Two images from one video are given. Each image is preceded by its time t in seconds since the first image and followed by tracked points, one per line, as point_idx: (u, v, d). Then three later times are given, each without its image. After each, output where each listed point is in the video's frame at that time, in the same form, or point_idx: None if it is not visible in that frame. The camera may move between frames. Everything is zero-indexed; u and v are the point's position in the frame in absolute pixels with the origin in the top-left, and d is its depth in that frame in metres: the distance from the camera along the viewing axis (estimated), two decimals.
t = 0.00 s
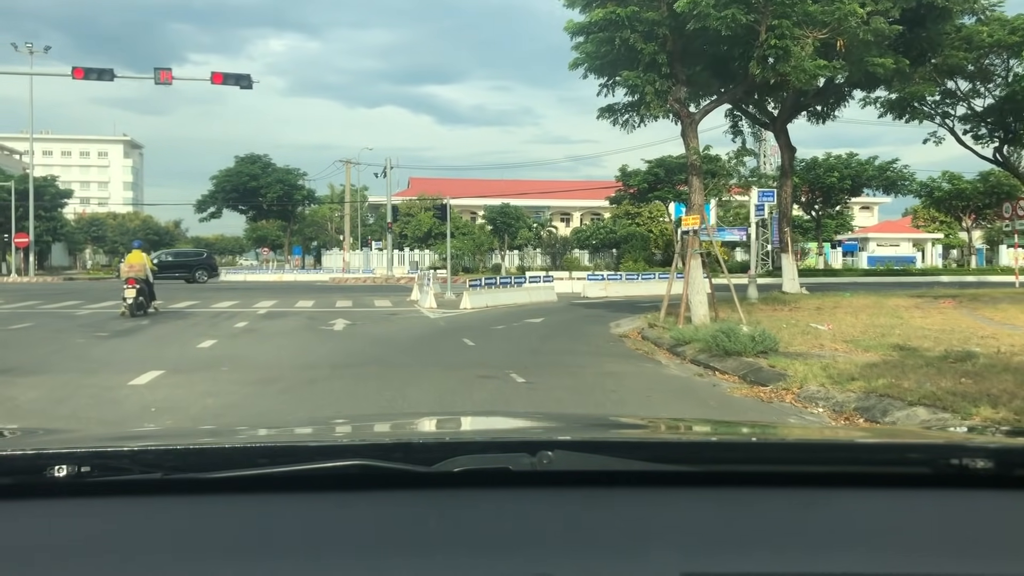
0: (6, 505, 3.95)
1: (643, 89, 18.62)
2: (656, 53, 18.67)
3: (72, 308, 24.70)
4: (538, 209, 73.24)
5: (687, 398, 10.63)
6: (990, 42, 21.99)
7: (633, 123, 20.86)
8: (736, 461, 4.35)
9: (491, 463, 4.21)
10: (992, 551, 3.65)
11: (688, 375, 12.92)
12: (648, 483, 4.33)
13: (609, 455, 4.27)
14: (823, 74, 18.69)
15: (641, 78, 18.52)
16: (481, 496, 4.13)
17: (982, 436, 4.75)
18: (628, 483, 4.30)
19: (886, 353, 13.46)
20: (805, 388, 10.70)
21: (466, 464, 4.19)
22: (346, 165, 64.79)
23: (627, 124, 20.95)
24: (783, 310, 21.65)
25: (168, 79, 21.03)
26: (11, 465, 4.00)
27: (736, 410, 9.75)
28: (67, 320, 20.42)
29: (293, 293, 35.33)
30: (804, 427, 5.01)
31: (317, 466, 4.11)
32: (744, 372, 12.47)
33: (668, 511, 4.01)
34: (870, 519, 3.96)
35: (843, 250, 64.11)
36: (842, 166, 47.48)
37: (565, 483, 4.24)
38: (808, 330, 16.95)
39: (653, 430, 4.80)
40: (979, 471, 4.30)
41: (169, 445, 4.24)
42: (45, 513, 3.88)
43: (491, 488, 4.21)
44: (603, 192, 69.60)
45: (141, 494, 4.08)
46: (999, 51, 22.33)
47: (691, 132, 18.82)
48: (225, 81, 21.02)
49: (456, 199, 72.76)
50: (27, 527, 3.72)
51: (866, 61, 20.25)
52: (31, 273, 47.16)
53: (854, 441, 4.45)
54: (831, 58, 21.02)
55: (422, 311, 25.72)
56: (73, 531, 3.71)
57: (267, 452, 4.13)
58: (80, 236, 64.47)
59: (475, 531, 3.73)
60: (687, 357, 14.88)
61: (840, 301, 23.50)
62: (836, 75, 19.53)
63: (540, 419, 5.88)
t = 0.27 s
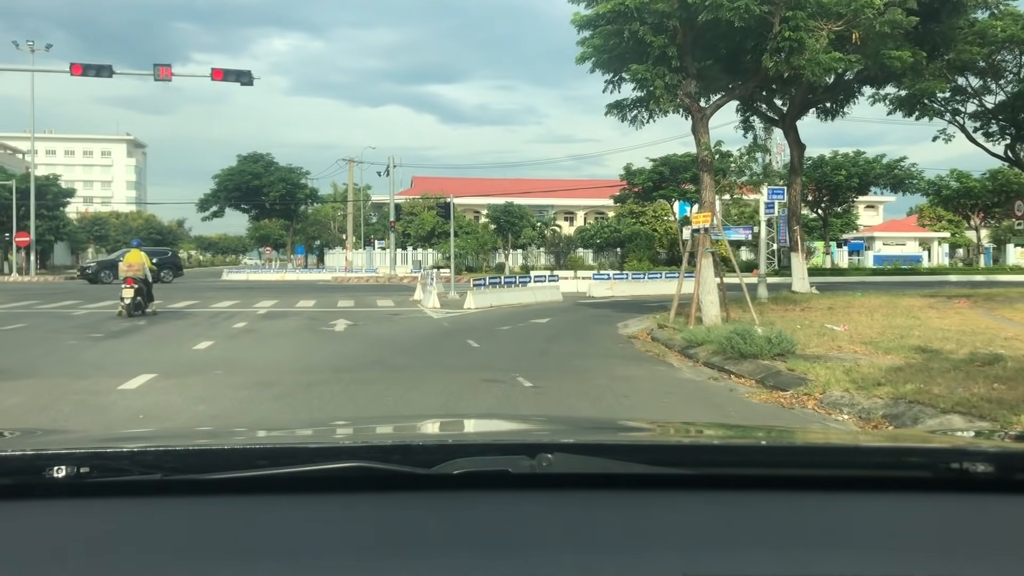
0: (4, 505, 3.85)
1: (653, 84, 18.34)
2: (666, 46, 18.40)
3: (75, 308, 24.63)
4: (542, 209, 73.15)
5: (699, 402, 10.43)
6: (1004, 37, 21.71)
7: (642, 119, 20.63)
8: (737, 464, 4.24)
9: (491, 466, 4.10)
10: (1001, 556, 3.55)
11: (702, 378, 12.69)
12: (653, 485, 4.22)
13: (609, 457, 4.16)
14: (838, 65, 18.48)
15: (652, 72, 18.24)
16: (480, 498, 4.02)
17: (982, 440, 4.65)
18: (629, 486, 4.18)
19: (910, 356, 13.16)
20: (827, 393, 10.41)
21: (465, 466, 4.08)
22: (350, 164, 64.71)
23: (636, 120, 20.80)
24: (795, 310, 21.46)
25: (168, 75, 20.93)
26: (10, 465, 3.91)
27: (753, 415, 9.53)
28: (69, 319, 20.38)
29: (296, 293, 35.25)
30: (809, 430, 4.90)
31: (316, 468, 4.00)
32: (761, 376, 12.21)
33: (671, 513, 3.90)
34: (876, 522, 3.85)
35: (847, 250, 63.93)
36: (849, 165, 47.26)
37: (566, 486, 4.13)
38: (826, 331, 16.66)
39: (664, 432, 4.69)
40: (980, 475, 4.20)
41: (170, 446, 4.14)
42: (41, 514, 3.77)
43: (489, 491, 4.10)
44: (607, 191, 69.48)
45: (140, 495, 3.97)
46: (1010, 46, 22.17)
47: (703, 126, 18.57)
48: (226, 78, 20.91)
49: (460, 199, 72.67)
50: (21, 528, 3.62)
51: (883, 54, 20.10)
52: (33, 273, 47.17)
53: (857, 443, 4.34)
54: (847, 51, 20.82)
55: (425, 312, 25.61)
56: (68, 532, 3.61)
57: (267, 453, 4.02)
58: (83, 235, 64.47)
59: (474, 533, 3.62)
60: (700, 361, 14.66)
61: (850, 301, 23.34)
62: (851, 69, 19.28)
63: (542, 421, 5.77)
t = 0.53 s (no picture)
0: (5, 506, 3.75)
1: (663, 78, 18.09)
2: (677, 39, 18.12)
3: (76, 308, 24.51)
4: (545, 208, 73.09)
5: (713, 407, 10.26)
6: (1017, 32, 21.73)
7: (651, 115, 20.52)
8: (736, 463, 4.14)
9: (492, 464, 3.99)
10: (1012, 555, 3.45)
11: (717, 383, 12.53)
12: (656, 484, 4.11)
13: (610, 456, 4.05)
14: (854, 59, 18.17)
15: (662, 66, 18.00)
16: (481, 497, 3.92)
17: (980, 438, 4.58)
18: (632, 485, 4.07)
19: (936, 360, 12.94)
20: (852, 400, 10.18)
21: (466, 465, 3.98)
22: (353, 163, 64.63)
23: (644, 115, 20.68)
24: (805, 310, 21.28)
25: (168, 72, 20.85)
26: (11, 465, 3.81)
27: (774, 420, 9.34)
28: (70, 320, 20.26)
29: (298, 292, 35.12)
30: (816, 428, 4.79)
31: (317, 467, 3.90)
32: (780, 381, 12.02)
33: (676, 512, 3.79)
34: (882, 521, 3.75)
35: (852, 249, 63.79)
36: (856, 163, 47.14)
37: (568, 485, 4.02)
38: (843, 333, 16.46)
39: (673, 431, 4.58)
40: (981, 473, 4.11)
41: (171, 446, 4.03)
42: (39, 514, 3.66)
43: (491, 490, 3.99)
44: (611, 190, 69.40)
45: (140, 495, 3.87)
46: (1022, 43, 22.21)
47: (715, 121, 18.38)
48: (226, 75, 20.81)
49: (463, 198, 72.59)
50: (19, 528, 3.52)
51: (902, 47, 19.97)
52: (36, 272, 47.10)
53: (859, 441, 4.25)
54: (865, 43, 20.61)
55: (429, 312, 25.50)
56: (64, 531, 3.51)
57: (268, 452, 3.92)
58: (85, 235, 64.40)
59: (475, 531, 3.52)
60: (714, 363, 14.50)
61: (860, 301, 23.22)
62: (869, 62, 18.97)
63: (546, 420, 5.66)
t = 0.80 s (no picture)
0: (7, 505, 3.64)
1: (676, 71, 17.82)
2: (689, 31, 17.80)
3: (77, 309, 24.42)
4: (549, 208, 72.94)
5: (731, 413, 10.08)
6: None
7: (661, 109, 20.41)
8: (733, 462, 4.02)
9: (493, 464, 3.87)
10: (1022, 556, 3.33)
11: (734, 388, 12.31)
12: (658, 484, 3.98)
13: (609, 455, 3.93)
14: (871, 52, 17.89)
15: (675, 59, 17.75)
16: (482, 497, 3.79)
17: (979, 438, 4.46)
18: (634, 485, 3.95)
19: (964, 366, 12.70)
20: (881, 407, 9.92)
21: (466, 464, 3.86)
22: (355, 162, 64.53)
23: (654, 110, 20.58)
24: (818, 311, 21.17)
25: (166, 69, 20.75)
26: (12, 464, 3.70)
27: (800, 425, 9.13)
28: (68, 320, 20.15)
29: (301, 293, 35.00)
30: (827, 428, 4.66)
31: (318, 467, 3.78)
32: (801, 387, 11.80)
33: (680, 511, 3.67)
34: (887, 520, 3.63)
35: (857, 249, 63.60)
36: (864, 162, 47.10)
37: (570, 485, 3.90)
38: (861, 336, 16.25)
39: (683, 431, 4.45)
40: (980, 472, 3.98)
41: (173, 445, 3.92)
42: (38, 513, 3.55)
43: (491, 490, 3.87)
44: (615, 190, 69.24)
45: (141, 495, 3.76)
46: None
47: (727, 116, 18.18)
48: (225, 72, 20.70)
49: (467, 198, 72.46)
50: (16, 527, 3.41)
51: (923, 41, 19.87)
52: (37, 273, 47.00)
53: (858, 440, 4.14)
54: (883, 36, 20.39)
55: (432, 312, 25.35)
56: (59, 531, 3.39)
57: (269, 451, 3.81)
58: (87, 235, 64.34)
59: (475, 531, 3.41)
60: (730, 367, 14.30)
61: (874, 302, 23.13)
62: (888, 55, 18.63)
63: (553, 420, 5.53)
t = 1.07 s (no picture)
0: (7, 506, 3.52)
1: (687, 64, 17.68)
2: (701, 23, 17.67)
3: (77, 309, 24.31)
4: (553, 208, 72.81)
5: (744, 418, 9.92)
6: None
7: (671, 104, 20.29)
8: (731, 461, 3.88)
9: (494, 463, 3.75)
10: None
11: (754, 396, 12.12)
12: (658, 484, 3.85)
13: (608, 454, 3.80)
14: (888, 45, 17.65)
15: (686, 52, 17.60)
16: (482, 497, 3.67)
17: (983, 437, 4.32)
18: (635, 485, 3.82)
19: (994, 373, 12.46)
20: (913, 417, 9.66)
21: (467, 464, 3.74)
22: (358, 162, 64.40)
23: (664, 105, 20.49)
24: (831, 313, 20.98)
25: (164, 65, 20.64)
26: (13, 463, 3.59)
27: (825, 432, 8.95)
28: (66, 321, 20.02)
29: (302, 293, 34.90)
30: (841, 429, 4.52)
31: (318, 467, 3.65)
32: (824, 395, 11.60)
33: (685, 511, 3.54)
34: (894, 521, 3.50)
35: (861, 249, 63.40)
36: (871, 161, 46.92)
37: (571, 485, 3.77)
38: (881, 339, 16.04)
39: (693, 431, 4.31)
40: (981, 472, 3.86)
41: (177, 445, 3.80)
42: (37, 513, 3.43)
43: (491, 491, 3.75)
44: (619, 190, 69.12)
45: (142, 496, 3.63)
46: None
47: (738, 110, 17.96)
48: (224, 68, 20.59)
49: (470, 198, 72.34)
50: (17, 527, 3.29)
51: (943, 31, 19.60)
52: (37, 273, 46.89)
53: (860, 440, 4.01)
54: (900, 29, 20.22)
55: (435, 312, 25.22)
56: (54, 531, 3.27)
57: (270, 450, 3.68)
58: (89, 235, 64.28)
59: (475, 531, 3.29)
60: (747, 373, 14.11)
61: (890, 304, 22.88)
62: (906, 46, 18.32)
63: (561, 420, 5.39)
